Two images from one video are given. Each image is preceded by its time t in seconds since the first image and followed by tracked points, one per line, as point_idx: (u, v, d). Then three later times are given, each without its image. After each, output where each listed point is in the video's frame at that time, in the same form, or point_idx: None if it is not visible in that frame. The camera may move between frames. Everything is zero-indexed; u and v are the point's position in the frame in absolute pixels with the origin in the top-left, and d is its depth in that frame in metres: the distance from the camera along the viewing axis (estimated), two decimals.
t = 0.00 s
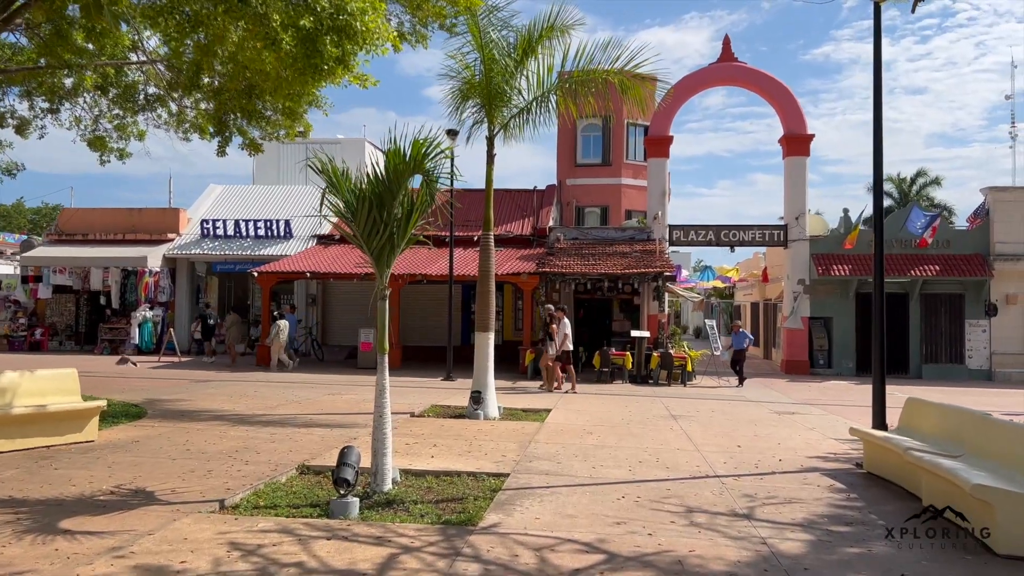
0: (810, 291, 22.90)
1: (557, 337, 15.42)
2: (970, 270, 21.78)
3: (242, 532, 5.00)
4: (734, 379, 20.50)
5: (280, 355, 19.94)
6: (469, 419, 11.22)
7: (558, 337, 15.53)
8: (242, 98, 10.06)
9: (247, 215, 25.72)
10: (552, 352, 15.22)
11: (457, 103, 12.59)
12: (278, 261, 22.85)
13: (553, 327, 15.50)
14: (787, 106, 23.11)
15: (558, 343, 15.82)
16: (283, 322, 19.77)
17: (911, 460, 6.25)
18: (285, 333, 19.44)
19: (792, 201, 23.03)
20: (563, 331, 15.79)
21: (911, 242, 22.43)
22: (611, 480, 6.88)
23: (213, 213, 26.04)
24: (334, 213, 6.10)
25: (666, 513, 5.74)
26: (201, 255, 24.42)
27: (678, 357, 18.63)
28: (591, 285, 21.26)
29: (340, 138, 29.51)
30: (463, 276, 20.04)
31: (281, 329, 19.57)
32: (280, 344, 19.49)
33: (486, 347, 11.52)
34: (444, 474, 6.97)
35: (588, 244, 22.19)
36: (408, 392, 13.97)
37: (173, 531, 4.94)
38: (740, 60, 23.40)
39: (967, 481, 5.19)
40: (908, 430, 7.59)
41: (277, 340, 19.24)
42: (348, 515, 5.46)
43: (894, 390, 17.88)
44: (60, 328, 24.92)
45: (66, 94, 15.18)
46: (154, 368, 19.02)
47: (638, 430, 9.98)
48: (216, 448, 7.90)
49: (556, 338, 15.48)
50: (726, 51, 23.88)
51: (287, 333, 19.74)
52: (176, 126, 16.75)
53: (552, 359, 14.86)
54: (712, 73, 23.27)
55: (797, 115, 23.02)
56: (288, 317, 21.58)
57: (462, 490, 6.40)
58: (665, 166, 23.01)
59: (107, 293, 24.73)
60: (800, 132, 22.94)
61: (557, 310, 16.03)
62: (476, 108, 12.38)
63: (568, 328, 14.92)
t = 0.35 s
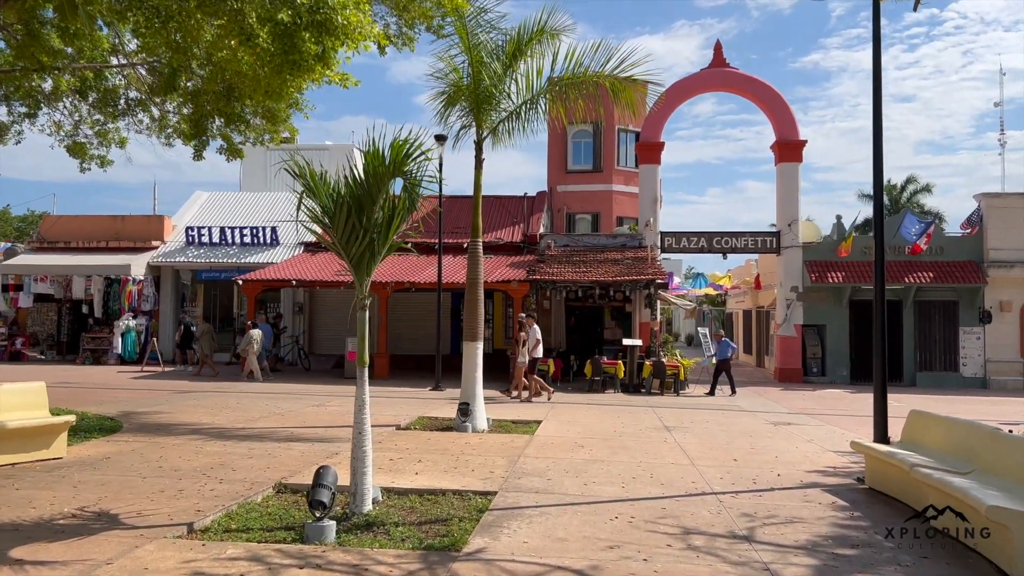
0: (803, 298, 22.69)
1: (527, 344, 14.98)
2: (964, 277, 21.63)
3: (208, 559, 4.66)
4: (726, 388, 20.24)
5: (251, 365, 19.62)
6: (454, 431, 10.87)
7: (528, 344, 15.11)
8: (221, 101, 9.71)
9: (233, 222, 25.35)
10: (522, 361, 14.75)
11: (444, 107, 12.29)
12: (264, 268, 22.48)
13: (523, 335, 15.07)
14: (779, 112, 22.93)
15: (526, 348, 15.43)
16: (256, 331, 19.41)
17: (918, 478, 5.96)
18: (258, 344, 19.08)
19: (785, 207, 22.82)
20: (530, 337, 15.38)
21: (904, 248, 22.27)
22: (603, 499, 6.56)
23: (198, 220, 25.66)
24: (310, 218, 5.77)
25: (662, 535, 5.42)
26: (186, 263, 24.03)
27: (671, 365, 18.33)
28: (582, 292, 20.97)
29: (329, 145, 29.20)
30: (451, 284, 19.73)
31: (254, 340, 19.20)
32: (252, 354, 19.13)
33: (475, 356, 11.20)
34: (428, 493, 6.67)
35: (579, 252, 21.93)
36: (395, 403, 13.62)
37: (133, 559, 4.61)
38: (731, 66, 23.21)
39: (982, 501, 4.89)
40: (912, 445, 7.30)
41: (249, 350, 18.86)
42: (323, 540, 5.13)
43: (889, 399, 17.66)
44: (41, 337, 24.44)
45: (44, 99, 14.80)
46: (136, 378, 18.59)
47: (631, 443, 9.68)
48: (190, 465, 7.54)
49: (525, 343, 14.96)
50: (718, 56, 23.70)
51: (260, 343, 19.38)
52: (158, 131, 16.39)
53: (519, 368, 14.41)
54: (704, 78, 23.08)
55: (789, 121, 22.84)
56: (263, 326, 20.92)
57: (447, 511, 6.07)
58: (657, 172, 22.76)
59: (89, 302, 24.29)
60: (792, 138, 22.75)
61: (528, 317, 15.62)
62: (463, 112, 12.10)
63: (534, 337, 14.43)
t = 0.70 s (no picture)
0: (798, 304, 22.46)
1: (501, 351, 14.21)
2: (960, 282, 21.45)
3: None
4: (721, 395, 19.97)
5: (224, 372, 19.23)
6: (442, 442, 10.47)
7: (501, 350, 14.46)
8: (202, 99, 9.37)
9: (220, 228, 24.98)
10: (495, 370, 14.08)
11: (433, 108, 12.00)
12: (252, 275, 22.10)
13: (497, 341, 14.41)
14: (773, 116, 22.74)
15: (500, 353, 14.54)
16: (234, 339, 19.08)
17: (934, 490, 5.69)
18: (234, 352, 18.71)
19: (779, 212, 22.60)
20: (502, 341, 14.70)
21: (900, 254, 22.16)
22: (601, 513, 6.24)
23: (185, 226, 25.28)
24: (290, 217, 5.45)
25: (665, 552, 5.10)
26: (171, 270, 23.60)
27: (666, 372, 18.02)
28: (575, 298, 20.66)
29: (319, 150, 28.90)
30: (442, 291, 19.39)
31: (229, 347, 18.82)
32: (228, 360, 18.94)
33: (466, 364, 10.86)
34: (417, 508, 6.34)
35: (571, 258, 21.64)
36: (384, 412, 13.26)
37: None
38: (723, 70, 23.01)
39: (1008, 517, 4.62)
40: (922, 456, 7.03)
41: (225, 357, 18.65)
42: (303, 560, 4.81)
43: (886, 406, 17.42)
44: (24, 346, 23.94)
45: (24, 101, 14.42)
46: (119, 387, 18.16)
47: (628, 453, 9.36)
48: (167, 479, 7.17)
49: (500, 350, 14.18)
50: (711, 60, 23.51)
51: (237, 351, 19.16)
52: (141, 135, 16.03)
53: (489, 376, 13.74)
54: (696, 82, 22.88)
55: (783, 125, 22.65)
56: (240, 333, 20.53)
57: (435, 527, 5.74)
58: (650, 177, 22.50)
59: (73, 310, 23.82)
60: (786, 142, 22.55)
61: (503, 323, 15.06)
62: (453, 114, 11.80)
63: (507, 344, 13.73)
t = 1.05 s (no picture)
0: (793, 307, 22.19)
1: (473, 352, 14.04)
2: (956, 285, 21.20)
3: None
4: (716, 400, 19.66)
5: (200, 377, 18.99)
6: (430, 449, 10.12)
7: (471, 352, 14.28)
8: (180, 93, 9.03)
9: (207, 231, 24.57)
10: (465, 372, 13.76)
11: (422, 107, 11.65)
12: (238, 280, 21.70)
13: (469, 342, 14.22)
14: (767, 117, 22.49)
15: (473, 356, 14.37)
16: (207, 343, 18.82)
17: (954, 501, 5.35)
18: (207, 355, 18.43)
19: (773, 214, 22.35)
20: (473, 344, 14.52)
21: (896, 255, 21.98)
22: (597, 526, 5.89)
23: (171, 229, 24.86)
24: (263, 212, 5.07)
25: (665, 570, 4.75)
26: (156, 275, 23.17)
27: (660, 377, 17.70)
28: (568, 302, 20.32)
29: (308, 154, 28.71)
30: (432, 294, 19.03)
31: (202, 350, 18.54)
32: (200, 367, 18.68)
33: (455, 369, 10.53)
34: (401, 521, 6.00)
35: (564, 261, 21.33)
36: (372, 420, 12.87)
37: None
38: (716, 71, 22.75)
39: None
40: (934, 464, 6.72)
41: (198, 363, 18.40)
42: None
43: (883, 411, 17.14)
44: (6, 353, 23.46)
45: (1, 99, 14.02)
46: (100, 394, 17.71)
47: (623, 461, 9.02)
48: (137, 491, 6.77)
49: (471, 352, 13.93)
50: (704, 61, 23.26)
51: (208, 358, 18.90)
52: (123, 136, 15.63)
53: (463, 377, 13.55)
54: (689, 83, 22.62)
55: (777, 126, 22.41)
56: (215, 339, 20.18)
57: (420, 543, 5.38)
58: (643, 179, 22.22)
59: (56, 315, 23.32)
60: (780, 144, 22.31)
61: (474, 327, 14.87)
62: (442, 111, 11.46)
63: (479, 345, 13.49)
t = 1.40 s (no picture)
0: (787, 308, 21.91)
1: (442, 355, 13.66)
2: (952, 286, 20.95)
3: None
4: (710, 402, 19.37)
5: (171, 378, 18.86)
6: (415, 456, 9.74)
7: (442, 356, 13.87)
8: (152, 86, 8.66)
9: (192, 232, 24.12)
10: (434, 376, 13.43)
11: (408, 103, 11.29)
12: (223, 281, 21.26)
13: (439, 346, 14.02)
14: (760, 116, 22.23)
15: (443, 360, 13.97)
16: (176, 344, 18.68)
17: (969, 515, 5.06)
18: (178, 354, 18.28)
19: (767, 215, 22.06)
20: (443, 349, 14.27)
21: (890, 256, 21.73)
22: (589, 542, 5.55)
23: (156, 230, 24.40)
24: (230, 207, 4.68)
25: None
26: (140, 276, 22.69)
27: (654, 380, 17.37)
28: (560, 304, 19.99)
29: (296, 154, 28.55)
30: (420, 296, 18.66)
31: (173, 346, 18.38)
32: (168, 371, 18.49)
33: (442, 373, 10.16)
34: (381, 537, 5.65)
35: (555, 262, 21.00)
36: (357, 426, 12.49)
37: None
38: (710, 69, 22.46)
39: None
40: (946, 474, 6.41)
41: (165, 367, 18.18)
42: None
43: (879, 413, 16.87)
44: None
45: None
46: (80, 399, 17.27)
47: (617, 468, 8.68)
48: (103, 505, 6.39)
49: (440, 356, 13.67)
50: (697, 59, 22.97)
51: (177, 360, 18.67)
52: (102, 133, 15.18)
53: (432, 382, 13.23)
54: (682, 82, 22.34)
55: (770, 125, 22.13)
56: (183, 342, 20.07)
57: (399, 562, 5.04)
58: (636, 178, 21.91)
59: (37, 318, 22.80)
60: (773, 143, 22.04)
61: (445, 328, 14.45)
62: (429, 107, 11.09)
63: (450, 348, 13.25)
